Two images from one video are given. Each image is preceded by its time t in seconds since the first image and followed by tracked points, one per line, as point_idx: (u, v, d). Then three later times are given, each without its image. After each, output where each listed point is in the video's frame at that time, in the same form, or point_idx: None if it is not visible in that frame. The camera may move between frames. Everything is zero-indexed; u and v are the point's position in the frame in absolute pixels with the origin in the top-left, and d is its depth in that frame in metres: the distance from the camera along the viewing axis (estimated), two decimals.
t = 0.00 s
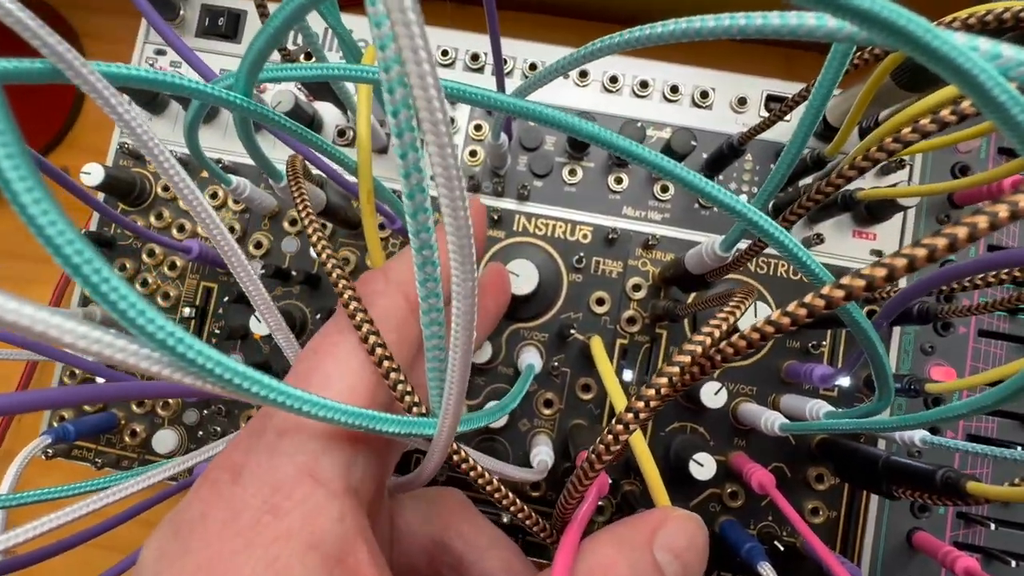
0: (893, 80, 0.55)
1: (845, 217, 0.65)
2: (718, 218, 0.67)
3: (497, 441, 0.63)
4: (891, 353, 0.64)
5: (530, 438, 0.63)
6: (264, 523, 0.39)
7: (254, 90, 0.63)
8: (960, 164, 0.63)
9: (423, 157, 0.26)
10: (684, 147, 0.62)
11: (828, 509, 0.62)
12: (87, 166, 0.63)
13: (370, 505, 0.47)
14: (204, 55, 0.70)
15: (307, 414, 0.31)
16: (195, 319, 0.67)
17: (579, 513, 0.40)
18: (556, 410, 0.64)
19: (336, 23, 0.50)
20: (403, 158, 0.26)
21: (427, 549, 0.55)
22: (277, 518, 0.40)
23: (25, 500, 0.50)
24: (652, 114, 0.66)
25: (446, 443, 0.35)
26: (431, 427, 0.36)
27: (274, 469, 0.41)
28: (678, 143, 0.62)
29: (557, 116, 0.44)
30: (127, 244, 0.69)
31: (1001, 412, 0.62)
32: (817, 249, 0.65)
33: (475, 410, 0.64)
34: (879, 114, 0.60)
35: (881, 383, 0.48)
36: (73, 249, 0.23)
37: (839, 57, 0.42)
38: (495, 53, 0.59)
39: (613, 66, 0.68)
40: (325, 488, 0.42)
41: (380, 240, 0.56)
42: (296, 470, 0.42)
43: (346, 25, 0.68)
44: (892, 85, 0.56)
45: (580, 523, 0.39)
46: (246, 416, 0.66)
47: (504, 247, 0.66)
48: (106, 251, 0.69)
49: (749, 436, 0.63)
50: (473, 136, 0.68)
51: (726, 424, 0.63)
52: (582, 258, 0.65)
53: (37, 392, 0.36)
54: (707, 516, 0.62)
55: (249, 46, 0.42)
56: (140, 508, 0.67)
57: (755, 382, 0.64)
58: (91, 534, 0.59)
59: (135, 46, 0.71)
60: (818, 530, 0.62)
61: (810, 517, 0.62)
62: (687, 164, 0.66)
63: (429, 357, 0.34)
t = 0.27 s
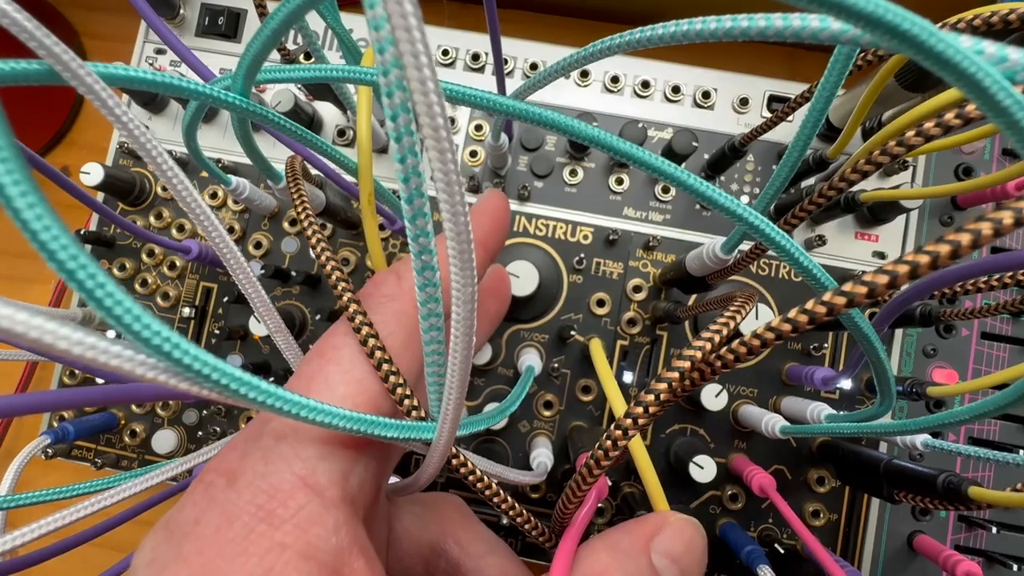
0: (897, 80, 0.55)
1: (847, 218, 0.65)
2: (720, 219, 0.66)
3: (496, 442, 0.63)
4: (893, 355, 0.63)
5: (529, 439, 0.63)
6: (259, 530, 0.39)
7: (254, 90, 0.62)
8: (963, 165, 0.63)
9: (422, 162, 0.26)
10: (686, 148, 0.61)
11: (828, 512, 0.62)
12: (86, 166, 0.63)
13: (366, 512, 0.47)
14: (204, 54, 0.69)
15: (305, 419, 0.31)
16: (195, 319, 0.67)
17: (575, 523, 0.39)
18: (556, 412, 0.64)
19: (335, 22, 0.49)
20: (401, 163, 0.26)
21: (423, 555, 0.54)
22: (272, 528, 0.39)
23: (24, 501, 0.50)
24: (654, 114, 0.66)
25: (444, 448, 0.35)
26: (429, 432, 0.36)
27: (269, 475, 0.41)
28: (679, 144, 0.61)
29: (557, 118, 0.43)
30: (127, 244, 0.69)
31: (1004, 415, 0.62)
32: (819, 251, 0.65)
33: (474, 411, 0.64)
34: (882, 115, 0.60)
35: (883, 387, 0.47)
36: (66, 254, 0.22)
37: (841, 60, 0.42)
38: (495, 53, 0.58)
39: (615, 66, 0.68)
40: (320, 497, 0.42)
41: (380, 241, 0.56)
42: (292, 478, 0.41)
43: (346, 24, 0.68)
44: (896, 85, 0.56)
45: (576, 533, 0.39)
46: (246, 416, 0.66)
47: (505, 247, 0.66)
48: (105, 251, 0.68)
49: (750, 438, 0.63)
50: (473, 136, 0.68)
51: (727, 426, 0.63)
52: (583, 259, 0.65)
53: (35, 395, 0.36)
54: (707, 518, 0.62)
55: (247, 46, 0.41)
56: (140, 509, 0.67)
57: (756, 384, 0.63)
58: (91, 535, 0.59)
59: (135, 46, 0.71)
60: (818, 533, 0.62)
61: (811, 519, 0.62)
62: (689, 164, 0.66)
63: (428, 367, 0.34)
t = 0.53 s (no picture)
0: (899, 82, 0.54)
1: (849, 220, 0.64)
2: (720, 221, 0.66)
3: (495, 444, 0.63)
4: (894, 359, 0.63)
5: (528, 441, 0.63)
6: (253, 537, 0.39)
7: (252, 90, 0.62)
8: (966, 167, 0.62)
9: (416, 168, 0.26)
10: (686, 149, 0.61)
11: (828, 514, 0.62)
12: (85, 166, 0.62)
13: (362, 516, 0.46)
14: (203, 54, 0.69)
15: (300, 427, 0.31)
16: (194, 320, 0.67)
17: (573, 527, 0.40)
18: (555, 414, 0.63)
19: (333, 23, 0.49)
20: (395, 169, 0.26)
21: (420, 559, 0.54)
22: (266, 534, 0.39)
23: (22, 503, 0.50)
24: (654, 115, 0.66)
25: (439, 454, 0.35)
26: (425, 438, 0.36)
27: (263, 481, 0.41)
28: (679, 146, 0.61)
29: (555, 122, 0.43)
30: (125, 244, 0.69)
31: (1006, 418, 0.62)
32: (820, 253, 0.64)
33: (473, 413, 0.64)
34: (884, 117, 0.60)
35: (884, 392, 0.47)
36: (55, 262, 0.22)
37: (843, 63, 0.41)
38: (494, 54, 0.58)
39: (615, 67, 0.67)
40: (314, 504, 0.42)
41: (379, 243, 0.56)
42: (286, 484, 0.41)
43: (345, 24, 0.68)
44: (898, 86, 0.55)
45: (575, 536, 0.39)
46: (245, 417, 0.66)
47: (504, 249, 0.66)
48: (103, 252, 0.68)
49: (750, 441, 0.63)
50: (472, 136, 0.68)
51: (726, 428, 0.63)
52: (582, 260, 0.65)
53: (31, 401, 0.35)
54: (707, 521, 0.62)
55: (243, 48, 0.41)
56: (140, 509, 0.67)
57: (756, 387, 0.63)
58: (89, 537, 0.59)
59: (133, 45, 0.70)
60: (818, 536, 0.62)
61: (811, 522, 0.61)
62: (689, 166, 0.65)
63: (424, 374, 0.34)
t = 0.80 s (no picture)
0: (905, 81, 0.54)
1: (853, 220, 0.64)
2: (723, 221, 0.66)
3: (497, 444, 0.63)
4: (898, 359, 0.63)
5: (530, 441, 0.63)
6: (254, 541, 0.39)
7: (254, 89, 0.62)
8: (971, 167, 0.62)
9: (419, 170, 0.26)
10: (689, 148, 0.61)
11: (831, 515, 0.62)
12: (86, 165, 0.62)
13: (364, 518, 0.46)
14: (205, 51, 0.69)
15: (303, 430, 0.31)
16: (196, 319, 0.67)
17: (578, 527, 0.40)
18: (557, 414, 0.63)
19: (335, 22, 0.49)
20: (399, 171, 0.25)
21: (421, 560, 0.54)
22: (267, 537, 0.39)
23: (24, 503, 0.50)
24: (658, 114, 0.65)
25: (443, 457, 0.35)
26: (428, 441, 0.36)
27: (264, 484, 0.41)
28: (683, 145, 0.61)
29: (558, 122, 0.43)
30: (127, 243, 0.68)
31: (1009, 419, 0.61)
32: (823, 253, 0.64)
33: (475, 413, 0.64)
34: (889, 116, 0.60)
35: (889, 395, 0.47)
36: (56, 266, 0.22)
37: (850, 63, 0.41)
38: (497, 52, 0.58)
39: (619, 65, 0.67)
40: (316, 507, 0.42)
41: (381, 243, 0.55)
42: (287, 487, 0.41)
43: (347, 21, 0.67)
44: (904, 86, 0.55)
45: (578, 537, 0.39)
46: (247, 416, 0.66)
47: (506, 248, 0.65)
48: (105, 250, 0.68)
49: (752, 441, 0.63)
50: (475, 135, 0.67)
51: (729, 429, 0.63)
52: (585, 260, 0.65)
53: (34, 403, 0.35)
54: (709, 521, 0.62)
55: (244, 48, 0.41)
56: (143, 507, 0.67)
57: (759, 387, 0.63)
58: (92, 536, 0.59)
59: (134, 43, 0.70)
60: (820, 536, 0.62)
61: (813, 523, 0.61)
62: (693, 165, 0.65)
63: (426, 377, 0.34)
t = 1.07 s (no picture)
0: (906, 80, 0.53)
1: (853, 219, 0.64)
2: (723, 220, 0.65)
3: (495, 444, 0.63)
4: (898, 360, 0.63)
5: (529, 441, 0.63)
6: (248, 544, 0.39)
7: (251, 87, 0.62)
8: (973, 166, 0.62)
9: (414, 171, 0.26)
10: (689, 147, 0.60)
11: (829, 516, 0.62)
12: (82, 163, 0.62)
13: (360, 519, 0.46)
14: (202, 49, 0.69)
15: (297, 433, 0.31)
16: (194, 318, 0.67)
17: (575, 527, 0.40)
18: (555, 413, 0.63)
19: (332, 20, 0.48)
20: (393, 173, 0.25)
21: (418, 561, 0.54)
22: (262, 540, 0.39)
23: (20, 503, 0.50)
24: (657, 112, 0.65)
25: (438, 458, 0.35)
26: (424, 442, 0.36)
27: (259, 486, 0.41)
28: (682, 144, 0.60)
29: (555, 121, 0.43)
30: (125, 242, 0.68)
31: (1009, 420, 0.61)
32: (823, 252, 0.64)
33: (473, 412, 0.64)
34: (890, 115, 0.59)
35: (889, 396, 0.47)
36: (45, 269, 0.22)
37: (850, 63, 0.41)
38: (495, 51, 0.57)
39: (618, 63, 0.66)
40: (311, 509, 0.41)
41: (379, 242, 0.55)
42: (283, 490, 0.41)
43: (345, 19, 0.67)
44: (905, 85, 0.55)
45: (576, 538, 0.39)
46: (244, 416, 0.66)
47: (505, 247, 0.65)
48: (102, 249, 0.68)
49: (751, 441, 0.62)
50: (473, 134, 0.67)
51: (728, 429, 0.63)
52: (584, 259, 0.64)
53: (30, 404, 0.35)
54: (708, 521, 0.62)
55: (239, 46, 0.41)
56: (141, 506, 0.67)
57: (758, 387, 0.63)
58: (89, 536, 0.59)
59: (131, 41, 0.70)
60: (819, 537, 0.62)
61: (812, 524, 0.61)
62: (692, 163, 0.65)
63: (422, 379, 0.34)
